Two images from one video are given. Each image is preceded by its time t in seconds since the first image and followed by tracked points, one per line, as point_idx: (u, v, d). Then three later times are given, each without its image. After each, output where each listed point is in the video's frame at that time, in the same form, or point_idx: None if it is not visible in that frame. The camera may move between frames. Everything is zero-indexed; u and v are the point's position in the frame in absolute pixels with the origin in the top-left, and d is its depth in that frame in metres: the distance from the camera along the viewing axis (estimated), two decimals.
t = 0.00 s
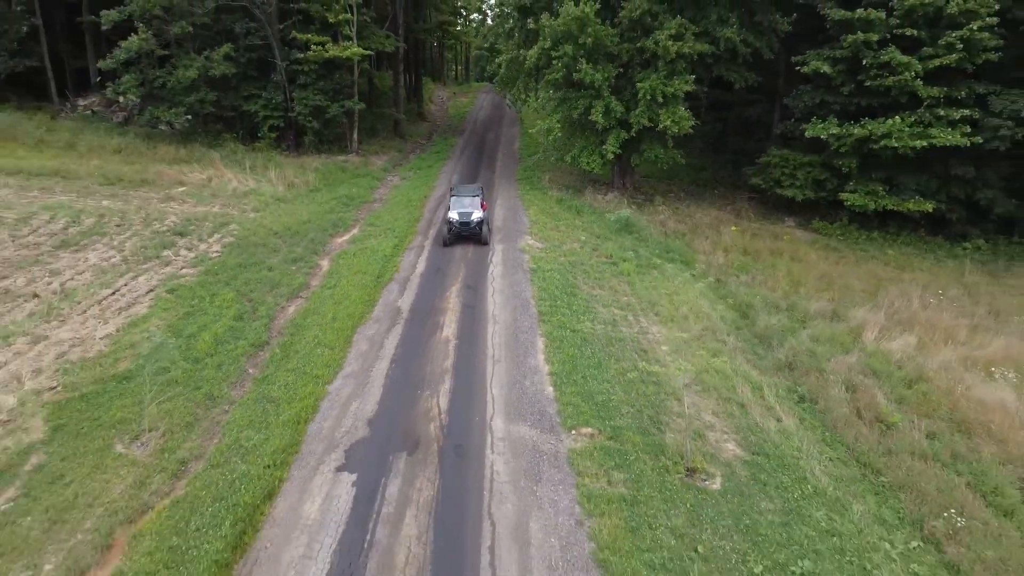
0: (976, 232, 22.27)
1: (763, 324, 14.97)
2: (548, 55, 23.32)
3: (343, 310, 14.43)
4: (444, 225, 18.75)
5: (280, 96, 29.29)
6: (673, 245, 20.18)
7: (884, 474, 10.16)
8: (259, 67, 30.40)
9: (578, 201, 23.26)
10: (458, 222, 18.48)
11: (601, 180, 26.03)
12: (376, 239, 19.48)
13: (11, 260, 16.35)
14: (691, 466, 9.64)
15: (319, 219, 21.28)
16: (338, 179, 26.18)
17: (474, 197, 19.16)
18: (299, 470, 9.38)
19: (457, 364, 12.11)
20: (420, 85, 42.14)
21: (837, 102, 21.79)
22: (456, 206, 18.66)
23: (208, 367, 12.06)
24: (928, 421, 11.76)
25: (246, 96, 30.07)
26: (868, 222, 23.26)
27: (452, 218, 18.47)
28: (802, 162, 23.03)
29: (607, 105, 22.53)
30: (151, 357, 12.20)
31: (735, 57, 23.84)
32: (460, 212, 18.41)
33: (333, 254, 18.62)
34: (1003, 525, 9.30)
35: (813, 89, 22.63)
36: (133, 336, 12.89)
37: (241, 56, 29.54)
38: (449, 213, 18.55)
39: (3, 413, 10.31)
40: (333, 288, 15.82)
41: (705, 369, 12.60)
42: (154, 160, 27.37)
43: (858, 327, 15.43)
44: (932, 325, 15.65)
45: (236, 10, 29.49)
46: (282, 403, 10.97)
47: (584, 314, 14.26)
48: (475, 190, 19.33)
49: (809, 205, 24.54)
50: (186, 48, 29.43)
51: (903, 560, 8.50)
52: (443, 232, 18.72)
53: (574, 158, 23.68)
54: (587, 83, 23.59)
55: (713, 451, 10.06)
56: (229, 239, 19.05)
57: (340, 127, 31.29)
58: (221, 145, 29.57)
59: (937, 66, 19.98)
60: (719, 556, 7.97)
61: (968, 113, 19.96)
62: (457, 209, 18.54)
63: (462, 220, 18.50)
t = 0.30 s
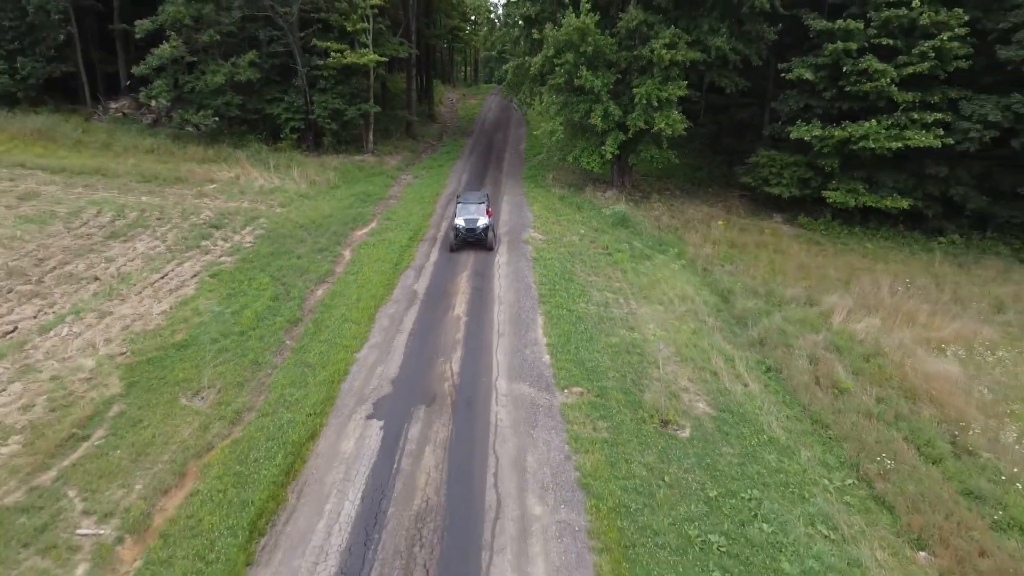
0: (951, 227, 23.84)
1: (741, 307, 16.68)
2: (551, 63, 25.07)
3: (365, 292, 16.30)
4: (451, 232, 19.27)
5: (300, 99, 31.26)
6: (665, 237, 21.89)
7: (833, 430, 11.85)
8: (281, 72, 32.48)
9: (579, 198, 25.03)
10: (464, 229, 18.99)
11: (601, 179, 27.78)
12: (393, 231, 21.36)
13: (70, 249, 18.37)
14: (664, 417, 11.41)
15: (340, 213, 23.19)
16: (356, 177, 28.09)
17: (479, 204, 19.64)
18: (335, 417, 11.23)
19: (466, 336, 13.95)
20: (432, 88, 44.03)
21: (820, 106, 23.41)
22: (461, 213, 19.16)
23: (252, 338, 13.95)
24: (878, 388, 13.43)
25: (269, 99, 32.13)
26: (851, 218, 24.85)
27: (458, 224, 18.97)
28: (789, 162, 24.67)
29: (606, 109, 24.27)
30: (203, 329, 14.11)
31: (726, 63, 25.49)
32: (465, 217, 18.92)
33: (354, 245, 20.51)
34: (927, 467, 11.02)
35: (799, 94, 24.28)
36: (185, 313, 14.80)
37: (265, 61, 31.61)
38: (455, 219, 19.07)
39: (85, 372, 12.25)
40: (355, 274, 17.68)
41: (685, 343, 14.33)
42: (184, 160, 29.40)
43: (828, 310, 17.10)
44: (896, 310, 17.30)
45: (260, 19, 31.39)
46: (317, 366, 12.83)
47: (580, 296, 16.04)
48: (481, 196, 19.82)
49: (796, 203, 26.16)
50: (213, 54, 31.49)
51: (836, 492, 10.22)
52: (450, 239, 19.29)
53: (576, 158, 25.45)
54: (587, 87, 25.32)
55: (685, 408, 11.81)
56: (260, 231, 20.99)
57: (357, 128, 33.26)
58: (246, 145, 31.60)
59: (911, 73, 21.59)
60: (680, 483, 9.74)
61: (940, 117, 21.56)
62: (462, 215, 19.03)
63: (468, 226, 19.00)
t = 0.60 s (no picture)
0: (930, 223, 25.42)
1: (724, 293, 18.41)
2: (555, 69, 26.84)
3: (385, 279, 18.17)
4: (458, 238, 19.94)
5: (320, 103, 33.27)
6: (659, 231, 23.60)
7: (795, 396, 13.56)
8: (301, 78, 34.50)
9: (581, 195, 26.82)
10: (471, 235, 19.68)
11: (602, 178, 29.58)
12: (408, 225, 23.24)
13: (119, 240, 20.40)
14: (646, 383, 13.18)
15: (359, 208, 25.11)
16: (372, 175, 30.03)
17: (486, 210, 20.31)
18: (363, 380, 13.08)
19: (475, 315, 15.77)
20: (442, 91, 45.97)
21: (806, 110, 25.04)
22: (468, 220, 19.87)
23: (287, 316, 15.86)
24: (841, 362, 15.13)
25: (290, 103, 34.16)
26: (836, 215, 26.47)
27: (465, 231, 19.66)
28: (778, 162, 26.33)
29: (606, 113, 26.03)
30: (244, 309, 16.04)
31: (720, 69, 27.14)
32: (472, 224, 19.62)
33: (373, 237, 22.41)
34: (875, 426, 12.72)
35: (787, 98, 25.94)
36: (227, 295, 16.73)
37: (286, 67, 33.61)
38: (461, 226, 19.76)
39: (147, 342, 14.20)
40: (375, 263, 19.56)
41: (670, 323, 16.08)
42: (212, 159, 31.44)
43: (805, 297, 18.79)
44: (867, 297, 18.99)
45: (282, 28, 33.35)
46: (345, 340, 14.71)
47: (578, 283, 17.85)
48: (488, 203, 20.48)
49: (786, 200, 27.79)
50: (238, 61, 33.51)
51: (791, 443, 11.95)
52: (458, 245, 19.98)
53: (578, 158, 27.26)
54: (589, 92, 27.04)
55: (666, 375, 13.58)
56: (286, 225, 22.92)
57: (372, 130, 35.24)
58: (269, 146, 33.63)
59: (889, 80, 23.20)
60: (656, 433, 11.51)
61: (916, 120, 23.16)
62: (469, 222, 19.73)
63: (475, 232, 19.68)
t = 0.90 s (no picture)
0: (912, 220, 26.99)
1: (711, 282, 20.12)
2: (559, 75, 28.59)
3: (402, 267, 20.02)
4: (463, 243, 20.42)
5: (338, 106, 35.24)
6: (655, 225, 25.30)
7: (767, 369, 15.27)
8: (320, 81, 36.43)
9: (583, 193, 28.57)
10: (476, 240, 20.14)
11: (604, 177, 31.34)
12: (422, 220, 25.11)
13: (160, 232, 22.41)
14: (634, 356, 14.94)
15: (376, 204, 27.01)
16: (387, 174, 31.93)
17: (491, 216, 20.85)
18: (385, 352, 14.93)
19: (483, 299, 17.60)
20: (452, 94, 47.87)
21: (795, 113, 26.65)
22: (473, 225, 20.37)
23: (316, 299, 17.75)
24: (813, 341, 16.81)
25: (309, 106, 36.16)
26: (824, 211, 28.05)
27: (470, 236, 20.12)
28: (769, 162, 27.96)
29: (607, 116, 27.75)
30: (277, 292, 17.94)
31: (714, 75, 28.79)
32: (477, 230, 20.10)
33: (390, 231, 24.31)
34: (836, 394, 14.41)
35: (777, 102, 27.56)
36: (261, 280, 18.65)
37: (306, 72, 35.59)
38: (467, 231, 20.23)
39: (195, 319, 16.15)
40: (392, 253, 21.42)
41: (659, 307, 17.80)
42: (237, 159, 33.46)
43: (786, 285, 20.46)
44: (843, 286, 20.65)
45: (301, 35, 35.29)
46: (368, 319, 16.56)
47: (577, 272, 19.62)
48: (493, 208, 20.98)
49: (778, 198, 29.41)
50: (260, 66, 35.51)
51: (759, 407, 13.67)
52: (463, 249, 20.45)
53: (581, 158, 29.03)
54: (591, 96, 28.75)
55: (653, 350, 15.31)
56: (310, 219, 24.88)
57: (387, 131, 37.19)
58: (289, 146, 35.64)
59: (872, 85, 24.78)
60: (640, 396, 13.27)
61: (897, 123, 24.74)
62: (474, 227, 20.21)
63: (480, 237, 20.15)
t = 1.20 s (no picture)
0: (897, 218, 28.58)
1: (701, 273, 21.83)
2: (563, 80, 30.35)
3: (417, 258, 21.90)
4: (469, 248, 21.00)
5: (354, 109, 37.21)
6: (652, 221, 27.01)
7: (746, 349, 16.99)
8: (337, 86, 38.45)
9: (586, 192, 30.35)
10: (482, 246, 20.76)
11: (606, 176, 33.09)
12: (435, 216, 26.97)
13: (194, 227, 24.37)
14: (626, 336, 16.71)
15: (391, 202, 28.89)
16: (401, 173, 33.85)
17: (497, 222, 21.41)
18: (404, 331, 16.82)
19: (491, 286, 19.46)
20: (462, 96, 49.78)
21: (785, 116, 28.27)
22: (480, 231, 20.95)
23: (340, 286, 19.65)
24: (790, 326, 18.50)
25: (327, 109, 38.15)
26: (814, 209, 29.65)
27: (477, 242, 20.70)
28: (761, 162, 29.59)
29: (608, 119, 29.48)
30: (305, 280, 19.85)
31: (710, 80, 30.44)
32: (483, 235, 20.71)
33: (404, 226, 26.18)
34: (807, 371, 16.11)
35: (769, 106, 29.21)
36: (290, 270, 20.56)
37: (324, 77, 37.58)
38: (474, 237, 20.80)
39: (234, 303, 18.10)
40: (408, 246, 23.29)
41: (652, 294, 19.56)
42: (259, 159, 35.49)
43: (771, 276, 22.14)
44: (825, 277, 22.30)
45: (320, 42, 37.28)
46: (388, 303, 18.43)
47: (577, 263, 21.42)
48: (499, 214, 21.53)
49: (771, 197, 31.03)
50: (281, 71, 37.54)
51: (735, 379, 15.41)
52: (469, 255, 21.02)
53: (584, 159, 30.80)
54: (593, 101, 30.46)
55: (643, 331, 17.07)
56: (331, 215, 26.81)
57: (400, 133, 39.15)
58: (308, 147, 37.65)
59: (857, 90, 26.37)
60: (629, 369, 15.05)
61: (881, 126, 26.35)
62: (481, 233, 20.80)
63: (486, 243, 20.76)
